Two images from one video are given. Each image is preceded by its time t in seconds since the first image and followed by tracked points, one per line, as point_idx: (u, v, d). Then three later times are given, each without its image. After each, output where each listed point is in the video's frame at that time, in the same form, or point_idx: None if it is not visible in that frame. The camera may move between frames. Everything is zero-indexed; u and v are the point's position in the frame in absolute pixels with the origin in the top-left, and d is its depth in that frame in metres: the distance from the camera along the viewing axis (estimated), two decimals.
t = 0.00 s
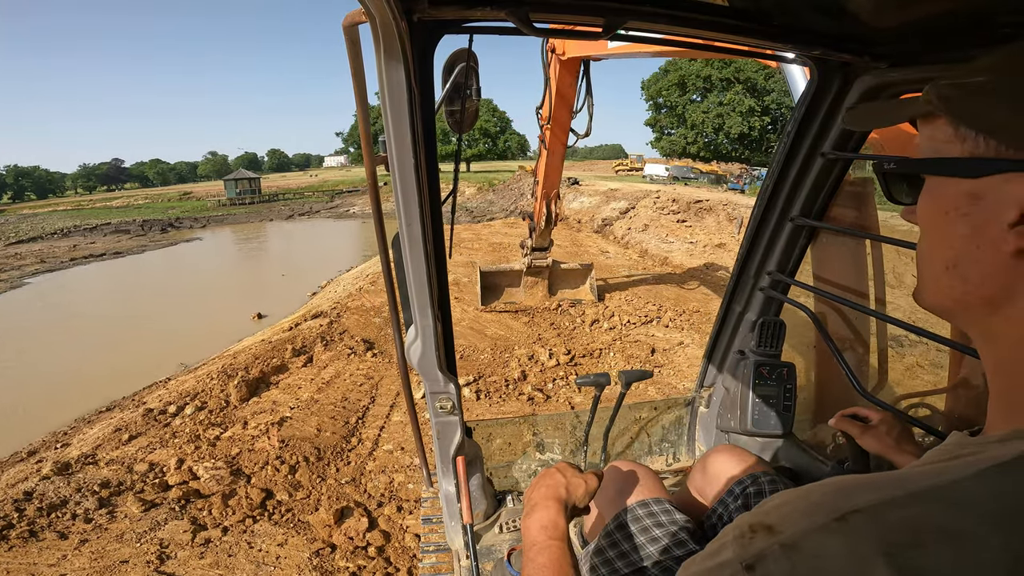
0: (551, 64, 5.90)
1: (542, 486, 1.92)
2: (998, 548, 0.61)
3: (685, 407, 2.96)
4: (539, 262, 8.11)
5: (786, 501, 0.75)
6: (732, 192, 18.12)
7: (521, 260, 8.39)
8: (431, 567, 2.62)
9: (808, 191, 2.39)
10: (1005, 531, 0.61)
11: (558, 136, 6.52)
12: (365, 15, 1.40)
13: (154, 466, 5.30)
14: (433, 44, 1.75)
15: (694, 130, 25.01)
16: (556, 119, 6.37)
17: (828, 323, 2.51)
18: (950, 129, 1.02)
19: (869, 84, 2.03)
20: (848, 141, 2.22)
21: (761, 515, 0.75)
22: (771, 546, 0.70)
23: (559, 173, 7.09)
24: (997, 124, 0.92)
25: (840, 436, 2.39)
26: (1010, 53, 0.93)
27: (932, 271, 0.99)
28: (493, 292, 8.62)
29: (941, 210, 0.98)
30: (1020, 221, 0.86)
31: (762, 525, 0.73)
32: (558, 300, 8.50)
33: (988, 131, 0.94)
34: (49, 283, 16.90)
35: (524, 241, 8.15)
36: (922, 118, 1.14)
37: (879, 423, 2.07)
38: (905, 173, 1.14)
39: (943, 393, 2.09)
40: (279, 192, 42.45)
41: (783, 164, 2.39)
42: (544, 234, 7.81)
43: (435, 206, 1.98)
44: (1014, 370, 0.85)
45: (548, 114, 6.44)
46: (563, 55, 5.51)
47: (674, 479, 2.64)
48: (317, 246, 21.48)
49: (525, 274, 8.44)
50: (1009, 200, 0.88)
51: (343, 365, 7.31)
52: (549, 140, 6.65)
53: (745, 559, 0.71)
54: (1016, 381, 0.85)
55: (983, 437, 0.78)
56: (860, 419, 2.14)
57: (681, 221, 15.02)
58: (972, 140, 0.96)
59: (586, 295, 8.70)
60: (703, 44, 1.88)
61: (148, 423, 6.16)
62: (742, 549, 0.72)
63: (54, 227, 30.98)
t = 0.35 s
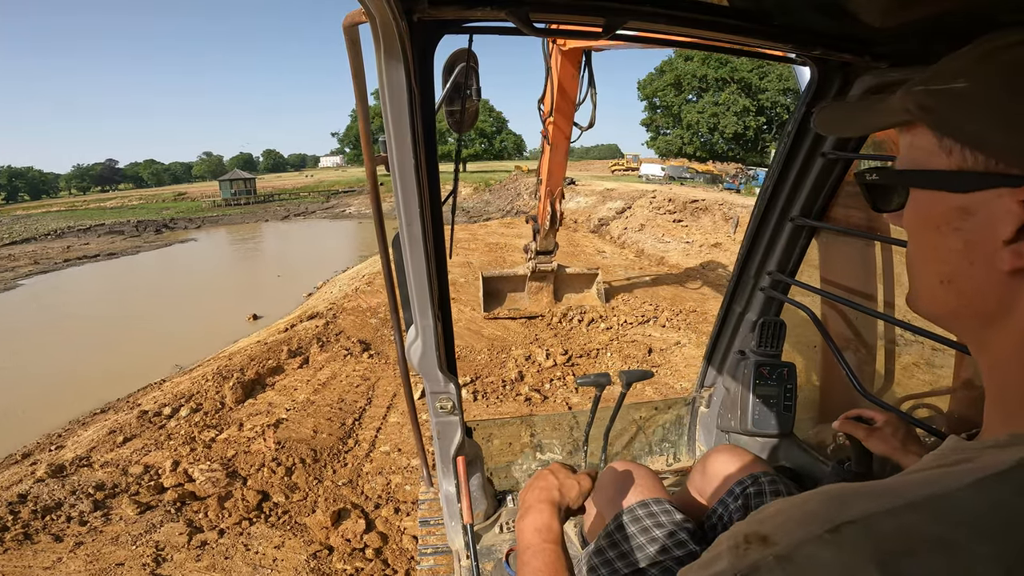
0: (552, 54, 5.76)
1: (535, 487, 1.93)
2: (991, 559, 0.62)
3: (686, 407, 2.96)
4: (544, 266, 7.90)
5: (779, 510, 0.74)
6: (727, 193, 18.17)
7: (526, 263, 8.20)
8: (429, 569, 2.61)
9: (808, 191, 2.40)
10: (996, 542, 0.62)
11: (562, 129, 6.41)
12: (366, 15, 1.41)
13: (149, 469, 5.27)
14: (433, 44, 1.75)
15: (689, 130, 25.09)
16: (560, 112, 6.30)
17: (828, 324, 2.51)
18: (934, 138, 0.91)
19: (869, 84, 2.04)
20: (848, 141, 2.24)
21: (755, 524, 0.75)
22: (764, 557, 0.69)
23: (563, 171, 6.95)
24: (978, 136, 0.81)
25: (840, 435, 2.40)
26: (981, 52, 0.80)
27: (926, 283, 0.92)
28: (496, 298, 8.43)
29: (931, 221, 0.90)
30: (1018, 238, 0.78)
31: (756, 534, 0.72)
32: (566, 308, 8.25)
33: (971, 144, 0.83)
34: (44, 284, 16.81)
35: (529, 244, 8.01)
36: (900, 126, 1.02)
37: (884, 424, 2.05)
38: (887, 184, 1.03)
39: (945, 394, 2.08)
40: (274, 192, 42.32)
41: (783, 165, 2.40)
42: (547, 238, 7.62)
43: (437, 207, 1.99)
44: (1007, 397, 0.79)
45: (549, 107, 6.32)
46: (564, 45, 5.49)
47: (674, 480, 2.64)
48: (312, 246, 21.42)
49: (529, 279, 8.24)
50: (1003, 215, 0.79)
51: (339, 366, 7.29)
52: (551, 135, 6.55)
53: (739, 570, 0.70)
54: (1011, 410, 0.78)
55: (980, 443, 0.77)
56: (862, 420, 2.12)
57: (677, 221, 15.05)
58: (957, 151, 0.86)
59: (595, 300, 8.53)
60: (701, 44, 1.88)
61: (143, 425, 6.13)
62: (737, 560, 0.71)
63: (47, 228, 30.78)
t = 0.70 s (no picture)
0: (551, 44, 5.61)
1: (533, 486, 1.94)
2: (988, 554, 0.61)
3: (684, 406, 2.98)
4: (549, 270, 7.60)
5: (774, 511, 0.75)
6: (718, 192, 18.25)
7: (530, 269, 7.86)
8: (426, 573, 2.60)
9: (805, 191, 2.41)
10: (993, 539, 0.62)
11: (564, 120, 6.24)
12: (363, 16, 1.41)
13: (140, 473, 5.23)
14: (431, 45, 1.74)
15: (681, 130, 25.21)
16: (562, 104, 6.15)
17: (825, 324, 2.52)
18: (921, 143, 0.91)
19: (865, 84, 2.04)
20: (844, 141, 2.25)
21: (751, 525, 0.76)
22: (760, 557, 0.70)
23: (567, 165, 6.78)
24: (969, 144, 0.81)
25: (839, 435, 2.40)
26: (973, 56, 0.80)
27: (917, 287, 0.92)
28: (498, 308, 8.04)
29: (921, 228, 0.90)
30: (1009, 247, 0.78)
31: (750, 534, 0.74)
32: (571, 314, 7.95)
33: (962, 150, 0.83)
34: (31, 287, 16.60)
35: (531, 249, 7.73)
36: (885, 130, 1.02)
37: (883, 425, 2.07)
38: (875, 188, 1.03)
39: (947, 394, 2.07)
40: (265, 193, 42.07)
41: (779, 165, 2.41)
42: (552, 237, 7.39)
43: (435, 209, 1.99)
44: (999, 400, 0.80)
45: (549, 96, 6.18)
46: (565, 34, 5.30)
47: (672, 480, 2.64)
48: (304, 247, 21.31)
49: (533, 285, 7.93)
50: (994, 223, 0.79)
51: (332, 368, 7.26)
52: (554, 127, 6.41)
53: (735, 570, 0.71)
54: (1002, 412, 0.79)
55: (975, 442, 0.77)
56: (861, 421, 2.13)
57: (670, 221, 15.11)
58: (947, 157, 0.85)
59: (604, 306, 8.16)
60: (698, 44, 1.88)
61: (133, 429, 6.08)
62: (732, 559, 0.73)
63: (34, 230, 30.43)
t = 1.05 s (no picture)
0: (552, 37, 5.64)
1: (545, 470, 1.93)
2: (969, 550, 0.61)
3: (683, 406, 2.99)
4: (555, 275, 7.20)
5: (768, 502, 0.78)
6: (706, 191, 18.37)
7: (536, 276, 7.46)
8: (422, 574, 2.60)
9: (803, 191, 2.42)
10: (978, 535, 0.62)
11: (568, 108, 6.33)
12: (361, 16, 1.41)
13: (127, 478, 5.15)
14: (429, 44, 1.72)
15: (670, 129, 25.34)
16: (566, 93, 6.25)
17: (823, 323, 2.52)
18: (910, 144, 0.92)
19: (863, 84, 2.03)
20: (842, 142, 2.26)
21: (746, 512, 0.79)
22: (749, 546, 0.74)
23: (570, 159, 6.67)
24: (958, 144, 0.82)
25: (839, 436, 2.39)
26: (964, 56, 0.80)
27: (905, 287, 0.92)
28: (502, 317, 7.66)
29: (910, 228, 0.91)
30: (995, 246, 0.78)
31: (743, 523, 0.77)
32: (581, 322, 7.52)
33: (950, 150, 0.83)
34: (13, 290, 16.32)
35: (537, 255, 7.38)
36: (878, 130, 1.02)
37: (884, 419, 2.07)
38: (867, 189, 1.04)
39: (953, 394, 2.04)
40: (252, 194, 41.71)
41: (778, 166, 2.42)
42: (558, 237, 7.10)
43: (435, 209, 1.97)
44: (985, 396, 0.80)
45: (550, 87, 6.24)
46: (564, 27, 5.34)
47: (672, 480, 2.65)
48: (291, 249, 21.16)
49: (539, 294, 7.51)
50: (980, 222, 0.79)
51: (321, 371, 7.20)
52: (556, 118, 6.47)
53: (724, 555, 0.76)
54: (993, 410, 0.79)
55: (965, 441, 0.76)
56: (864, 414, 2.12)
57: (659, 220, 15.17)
58: (936, 158, 0.86)
59: (618, 315, 7.66)
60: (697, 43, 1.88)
61: (118, 434, 6.00)
62: (724, 544, 0.77)
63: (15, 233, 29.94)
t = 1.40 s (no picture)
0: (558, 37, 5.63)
1: (529, 462, 2.11)
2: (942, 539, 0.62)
3: (691, 409, 2.99)
4: (553, 258, 7.59)
5: (758, 492, 0.80)
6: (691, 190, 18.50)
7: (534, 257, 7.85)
8: None
9: (813, 192, 2.39)
10: (944, 533, 0.62)
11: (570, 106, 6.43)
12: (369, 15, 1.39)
13: (107, 487, 5.05)
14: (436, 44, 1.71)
15: (656, 129, 25.46)
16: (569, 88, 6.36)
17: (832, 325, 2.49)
18: (906, 152, 0.92)
19: (873, 84, 2.01)
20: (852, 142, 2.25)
21: (737, 501, 0.81)
22: (733, 532, 0.77)
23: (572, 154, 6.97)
24: (944, 149, 0.83)
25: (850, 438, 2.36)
26: (955, 65, 0.80)
27: (902, 289, 0.93)
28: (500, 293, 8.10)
29: (905, 232, 0.91)
30: (984, 252, 0.79)
31: (732, 511, 0.80)
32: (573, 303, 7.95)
33: (942, 158, 0.84)
34: None
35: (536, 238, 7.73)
36: (876, 133, 1.02)
37: (836, 418, 2.34)
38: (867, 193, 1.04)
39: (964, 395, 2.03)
40: (234, 196, 41.22)
41: (787, 166, 2.39)
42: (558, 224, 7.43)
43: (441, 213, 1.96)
44: (976, 398, 0.80)
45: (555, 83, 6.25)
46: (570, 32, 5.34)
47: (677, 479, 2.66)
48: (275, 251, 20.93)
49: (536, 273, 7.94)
50: (970, 229, 0.80)
51: (307, 376, 7.12)
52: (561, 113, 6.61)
53: (708, 540, 0.79)
54: (983, 412, 0.78)
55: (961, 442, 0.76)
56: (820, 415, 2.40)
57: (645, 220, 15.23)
58: (928, 166, 0.87)
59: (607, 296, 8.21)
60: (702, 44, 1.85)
61: (98, 442, 5.87)
62: (711, 530, 0.80)
63: None
